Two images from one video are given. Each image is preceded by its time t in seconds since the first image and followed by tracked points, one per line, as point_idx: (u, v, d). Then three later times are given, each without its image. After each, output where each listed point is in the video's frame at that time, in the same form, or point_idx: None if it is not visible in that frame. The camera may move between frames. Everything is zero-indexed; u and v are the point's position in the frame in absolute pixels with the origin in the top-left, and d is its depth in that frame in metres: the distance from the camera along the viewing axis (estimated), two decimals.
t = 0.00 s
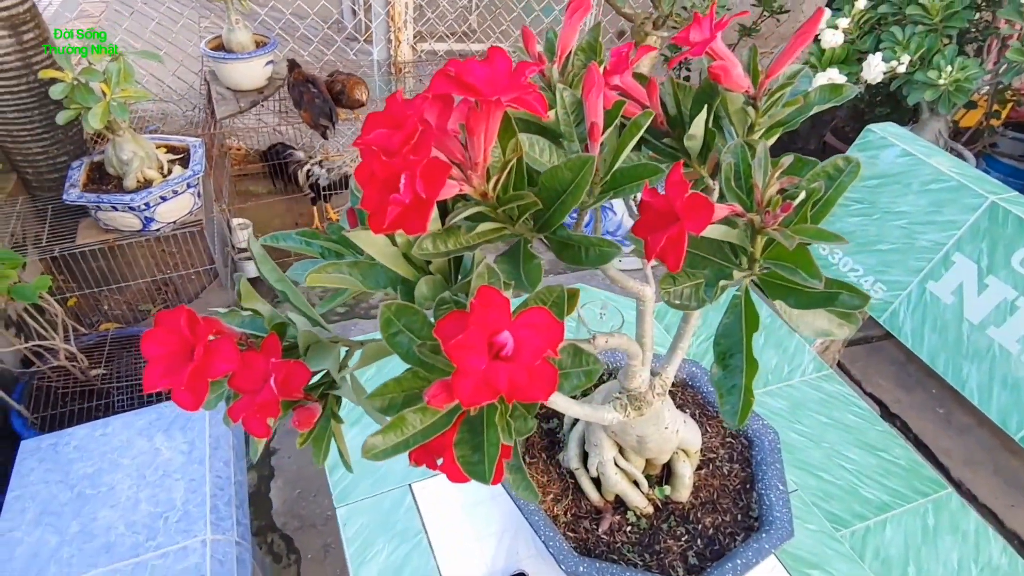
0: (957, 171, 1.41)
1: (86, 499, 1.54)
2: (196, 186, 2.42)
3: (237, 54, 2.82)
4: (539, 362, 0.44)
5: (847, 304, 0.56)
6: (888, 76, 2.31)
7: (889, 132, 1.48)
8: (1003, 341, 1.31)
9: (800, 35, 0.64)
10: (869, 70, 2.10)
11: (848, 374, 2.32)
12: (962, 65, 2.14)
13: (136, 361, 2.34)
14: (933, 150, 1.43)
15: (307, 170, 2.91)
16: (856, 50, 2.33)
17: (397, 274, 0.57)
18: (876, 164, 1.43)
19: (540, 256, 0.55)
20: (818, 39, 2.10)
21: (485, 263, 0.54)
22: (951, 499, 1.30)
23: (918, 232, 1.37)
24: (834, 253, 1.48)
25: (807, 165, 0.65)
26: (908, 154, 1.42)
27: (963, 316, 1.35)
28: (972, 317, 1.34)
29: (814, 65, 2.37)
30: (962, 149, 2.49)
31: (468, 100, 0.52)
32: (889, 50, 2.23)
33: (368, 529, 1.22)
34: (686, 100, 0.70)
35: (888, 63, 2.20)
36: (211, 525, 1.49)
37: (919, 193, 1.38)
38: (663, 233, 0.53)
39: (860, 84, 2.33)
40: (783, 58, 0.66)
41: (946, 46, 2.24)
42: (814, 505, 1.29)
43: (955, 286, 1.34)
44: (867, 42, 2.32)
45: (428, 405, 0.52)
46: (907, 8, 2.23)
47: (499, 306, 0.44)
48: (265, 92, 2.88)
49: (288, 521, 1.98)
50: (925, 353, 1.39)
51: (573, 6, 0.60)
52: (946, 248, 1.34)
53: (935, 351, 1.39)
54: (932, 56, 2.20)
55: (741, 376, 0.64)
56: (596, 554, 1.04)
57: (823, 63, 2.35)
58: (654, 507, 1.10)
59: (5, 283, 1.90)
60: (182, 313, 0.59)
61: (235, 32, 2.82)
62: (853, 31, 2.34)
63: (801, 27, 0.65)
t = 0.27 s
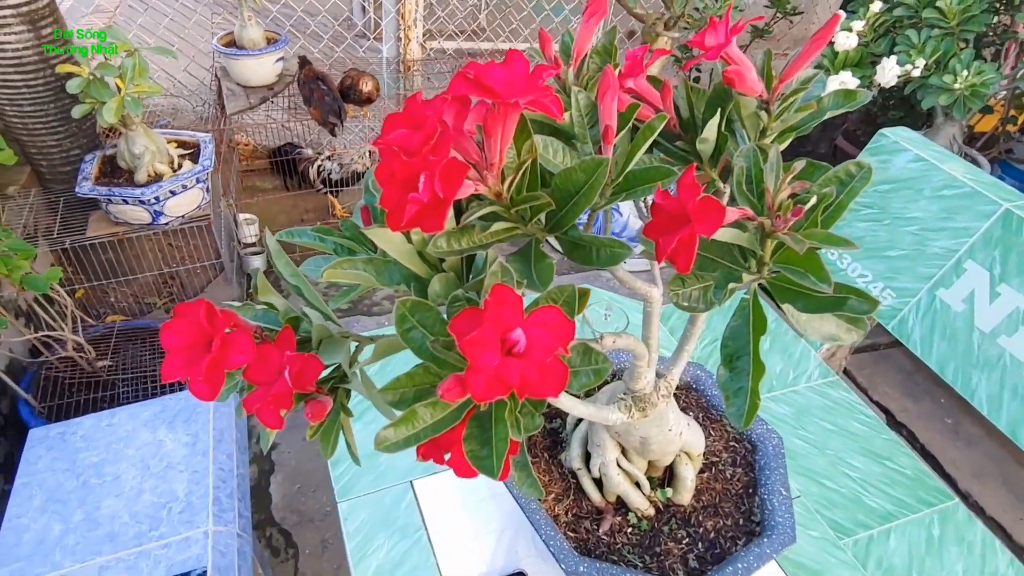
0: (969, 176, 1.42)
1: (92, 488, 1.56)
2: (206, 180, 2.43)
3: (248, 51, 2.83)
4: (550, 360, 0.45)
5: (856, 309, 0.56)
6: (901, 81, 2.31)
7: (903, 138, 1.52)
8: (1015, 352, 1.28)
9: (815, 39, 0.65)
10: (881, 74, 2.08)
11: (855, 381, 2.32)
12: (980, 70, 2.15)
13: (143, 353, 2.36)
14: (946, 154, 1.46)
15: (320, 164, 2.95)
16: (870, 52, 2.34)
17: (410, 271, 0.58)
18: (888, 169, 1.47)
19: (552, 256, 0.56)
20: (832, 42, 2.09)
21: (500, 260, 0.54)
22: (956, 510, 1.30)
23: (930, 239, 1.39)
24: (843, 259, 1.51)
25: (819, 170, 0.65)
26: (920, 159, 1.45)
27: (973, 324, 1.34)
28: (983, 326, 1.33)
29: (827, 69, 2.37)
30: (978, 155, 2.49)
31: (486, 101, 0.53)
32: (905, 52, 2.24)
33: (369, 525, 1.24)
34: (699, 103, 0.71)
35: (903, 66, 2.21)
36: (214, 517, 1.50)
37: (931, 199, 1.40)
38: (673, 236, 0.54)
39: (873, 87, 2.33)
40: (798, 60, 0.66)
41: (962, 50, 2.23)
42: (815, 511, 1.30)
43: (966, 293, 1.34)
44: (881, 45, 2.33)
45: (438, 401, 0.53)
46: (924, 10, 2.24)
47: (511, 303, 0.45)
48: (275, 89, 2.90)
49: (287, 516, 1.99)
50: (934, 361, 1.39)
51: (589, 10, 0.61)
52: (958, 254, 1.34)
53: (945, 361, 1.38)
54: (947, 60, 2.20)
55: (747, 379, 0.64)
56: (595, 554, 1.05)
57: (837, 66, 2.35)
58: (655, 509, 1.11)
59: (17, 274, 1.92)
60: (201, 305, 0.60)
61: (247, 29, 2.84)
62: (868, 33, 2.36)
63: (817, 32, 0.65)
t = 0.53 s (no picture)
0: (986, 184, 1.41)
1: (95, 477, 1.57)
2: (216, 174, 2.44)
3: (261, 47, 2.85)
4: (549, 352, 0.45)
5: (859, 310, 0.56)
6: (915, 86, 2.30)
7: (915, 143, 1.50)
8: None
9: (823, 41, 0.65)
10: (896, 79, 2.09)
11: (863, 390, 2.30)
12: (996, 77, 2.13)
13: (150, 345, 2.37)
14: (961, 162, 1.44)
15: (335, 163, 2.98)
16: (886, 57, 2.34)
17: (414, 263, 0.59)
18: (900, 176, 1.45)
19: (555, 251, 0.56)
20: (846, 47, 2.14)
21: (503, 254, 0.54)
22: (963, 522, 1.29)
23: (942, 246, 1.37)
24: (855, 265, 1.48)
25: (825, 171, 0.65)
26: (934, 166, 1.44)
27: (985, 334, 1.32)
28: (995, 336, 1.31)
29: (840, 74, 2.36)
30: (994, 163, 2.48)
31: (492, 97, 0.53)
32: (920, 58, 2.23)
33: (368, 520, 1.24)
34: (706, 102, 0.71)
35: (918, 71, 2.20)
36: (215, 508, 1.50)
37: (944, 207, 1.39)
38: (677, 233, 0.54)
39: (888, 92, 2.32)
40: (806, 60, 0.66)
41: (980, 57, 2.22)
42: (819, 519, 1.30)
43: (977, 302, 1.32)
44: (897, 50, 2.33)
45: (437, 392, 0.53)
46: (942, 15, 2.23)
47: (511, 296, 0.46)
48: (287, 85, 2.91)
49: (287, 510, 2.00)
50: (944, 371, 1.37)
51: (599, 7, 0.61)
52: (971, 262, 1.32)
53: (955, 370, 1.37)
54: (964, 66, 2.19)
55: (748, 379, 0.64)
56: (593, 554, 1.04)
57: (851, 70, 2.34)
58: (654, 511, 1.11)
59: (30, 263, 1.95)
60: (206, 292, 0.61)
61: (260, 25, 2.86)
62: (884, 37, 2.35)
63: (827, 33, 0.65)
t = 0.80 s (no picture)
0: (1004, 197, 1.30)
1: (97, 467, 1.55)
2: (225, 169, 2.45)
3: (273, 45, 2.87)
4: (519, 330, 0.44)
5: (847, 299, 0.55)
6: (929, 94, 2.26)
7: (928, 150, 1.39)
8: None
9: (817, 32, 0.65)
10: (910, 87, 2.12)
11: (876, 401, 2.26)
12: (1011, 85, 2.08)
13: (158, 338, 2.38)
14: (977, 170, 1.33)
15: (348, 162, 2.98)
16: (899, 65, 2.30)
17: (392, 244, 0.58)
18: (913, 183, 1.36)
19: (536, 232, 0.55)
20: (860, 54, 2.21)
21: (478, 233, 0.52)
22: (970, 533, 1.26)
23: (952, 255, 1.29)
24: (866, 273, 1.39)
25: (817, 160, 0.63)
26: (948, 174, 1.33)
27: (995, 344, 1.24)
28: (1005, 346, 1.23)
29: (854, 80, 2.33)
30: (1009, 174, 2.44)
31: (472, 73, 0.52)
32: (933, 66, 2.20)
33: (364, 516, 1.21)
34: (700, 90, 0.70)
35: (931, 80, 2.17)
36: (214, 502, 1.49)
37: (958, 216, 1.30)
38: (659, 216, 0.52)
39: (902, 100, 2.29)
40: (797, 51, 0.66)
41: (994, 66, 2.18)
42: (825, 529, 1.26)
43: (987, 312, 1.24)
44: (911, 58, 2.29)
45: (411, 373, 0.52)
46: (956, 23, 2.19)
47: (483, 272, 0.45)
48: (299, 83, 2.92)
49: (292, 507, 1.99)
50: (953, 381, 1.30)
51: None
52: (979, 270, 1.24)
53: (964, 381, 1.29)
54: (979, 74, 2.15)
55: (736, 370, 0.62)
56: (586, 553, 1.03)
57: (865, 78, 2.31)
58: (650, 511, 1.09)
59: (38, 254, 1.96)
60: (183, 270, 0.60)
61: (272, 24, 2.87)
62: (898, 45, 2.33)
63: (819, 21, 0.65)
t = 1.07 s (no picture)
0: None
1: (110, 454, 1.48)
2: (244, 165, 2.48)
3: (295, 43, 2.89)
4: (482, 326, 0.44)
5: (824, 303, 0.54)
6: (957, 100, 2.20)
7: (954, 158, 1.29)
8: None
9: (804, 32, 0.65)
10: (938, 92, 2.08)
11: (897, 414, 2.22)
12: None
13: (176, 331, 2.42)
14: (1005, 180, 1.23)
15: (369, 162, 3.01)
16: (927, 70, 2.26)
17: (370, 237, 0.58)
18: (939, 191, 1.27)
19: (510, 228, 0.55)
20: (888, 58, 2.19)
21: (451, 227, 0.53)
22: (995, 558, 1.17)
23: (978, 265, 1.19)
24: (888, 283, 1.32)
25: (803, 163, 0.62)
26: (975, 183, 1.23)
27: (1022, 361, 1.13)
28: None
29: (880, 86, 2.29)
30: None
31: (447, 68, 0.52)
32: (963, 71, 2.14)
33: (363, 513, 1.21)
34: (688, 90, 0.70)
35: (961, 84, 2.11)
36: (221, 492, 1.39)
37: (984, 225, 1.20)
38: (634, 216, 0.52)
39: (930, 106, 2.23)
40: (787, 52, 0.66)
41: None
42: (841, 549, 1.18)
43: (1016, 326, 1.13)
44: (941, 62, 2.24)
45: (382, 366, 0.52)
46: (988, 27, 2.13)
47: (450, 268, 0.45)
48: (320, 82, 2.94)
49: (302, 503, 2.02)
50: (977, 398, 1.19)
51: None
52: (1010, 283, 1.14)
53: (991, 399, 1.17)
54: (1011, 80, 2.08)
55: (718, 376, 0.61)
56: (579, 558, 1.02)
57: (891, 84, 2.27)
58: (647, 519, 1.07)
59: (61, 245, 1.94)
60: (170, 259, 0.62)
61: (295, 22, 2.90)
62: (926, 49, 2.27)
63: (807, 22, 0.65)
